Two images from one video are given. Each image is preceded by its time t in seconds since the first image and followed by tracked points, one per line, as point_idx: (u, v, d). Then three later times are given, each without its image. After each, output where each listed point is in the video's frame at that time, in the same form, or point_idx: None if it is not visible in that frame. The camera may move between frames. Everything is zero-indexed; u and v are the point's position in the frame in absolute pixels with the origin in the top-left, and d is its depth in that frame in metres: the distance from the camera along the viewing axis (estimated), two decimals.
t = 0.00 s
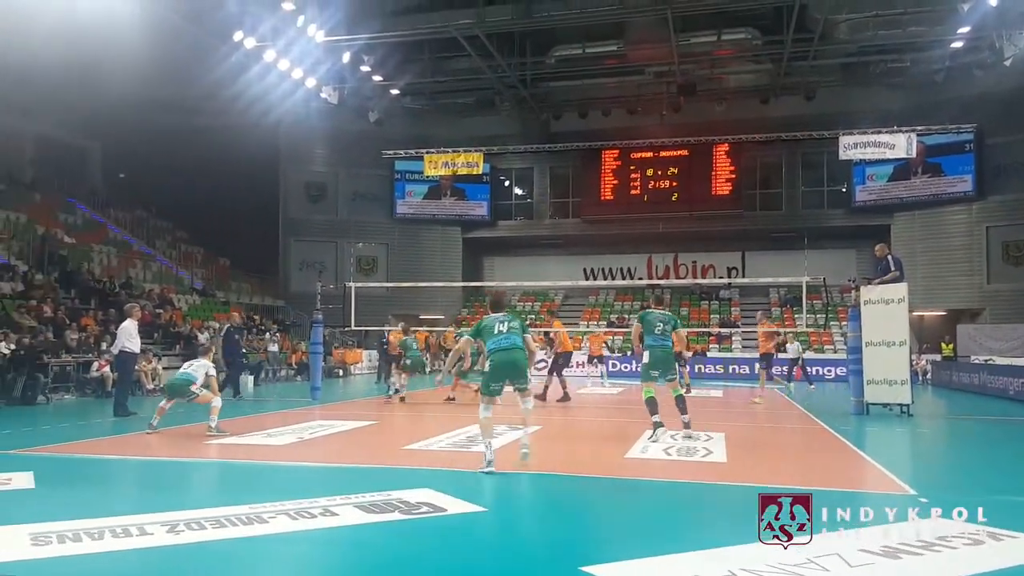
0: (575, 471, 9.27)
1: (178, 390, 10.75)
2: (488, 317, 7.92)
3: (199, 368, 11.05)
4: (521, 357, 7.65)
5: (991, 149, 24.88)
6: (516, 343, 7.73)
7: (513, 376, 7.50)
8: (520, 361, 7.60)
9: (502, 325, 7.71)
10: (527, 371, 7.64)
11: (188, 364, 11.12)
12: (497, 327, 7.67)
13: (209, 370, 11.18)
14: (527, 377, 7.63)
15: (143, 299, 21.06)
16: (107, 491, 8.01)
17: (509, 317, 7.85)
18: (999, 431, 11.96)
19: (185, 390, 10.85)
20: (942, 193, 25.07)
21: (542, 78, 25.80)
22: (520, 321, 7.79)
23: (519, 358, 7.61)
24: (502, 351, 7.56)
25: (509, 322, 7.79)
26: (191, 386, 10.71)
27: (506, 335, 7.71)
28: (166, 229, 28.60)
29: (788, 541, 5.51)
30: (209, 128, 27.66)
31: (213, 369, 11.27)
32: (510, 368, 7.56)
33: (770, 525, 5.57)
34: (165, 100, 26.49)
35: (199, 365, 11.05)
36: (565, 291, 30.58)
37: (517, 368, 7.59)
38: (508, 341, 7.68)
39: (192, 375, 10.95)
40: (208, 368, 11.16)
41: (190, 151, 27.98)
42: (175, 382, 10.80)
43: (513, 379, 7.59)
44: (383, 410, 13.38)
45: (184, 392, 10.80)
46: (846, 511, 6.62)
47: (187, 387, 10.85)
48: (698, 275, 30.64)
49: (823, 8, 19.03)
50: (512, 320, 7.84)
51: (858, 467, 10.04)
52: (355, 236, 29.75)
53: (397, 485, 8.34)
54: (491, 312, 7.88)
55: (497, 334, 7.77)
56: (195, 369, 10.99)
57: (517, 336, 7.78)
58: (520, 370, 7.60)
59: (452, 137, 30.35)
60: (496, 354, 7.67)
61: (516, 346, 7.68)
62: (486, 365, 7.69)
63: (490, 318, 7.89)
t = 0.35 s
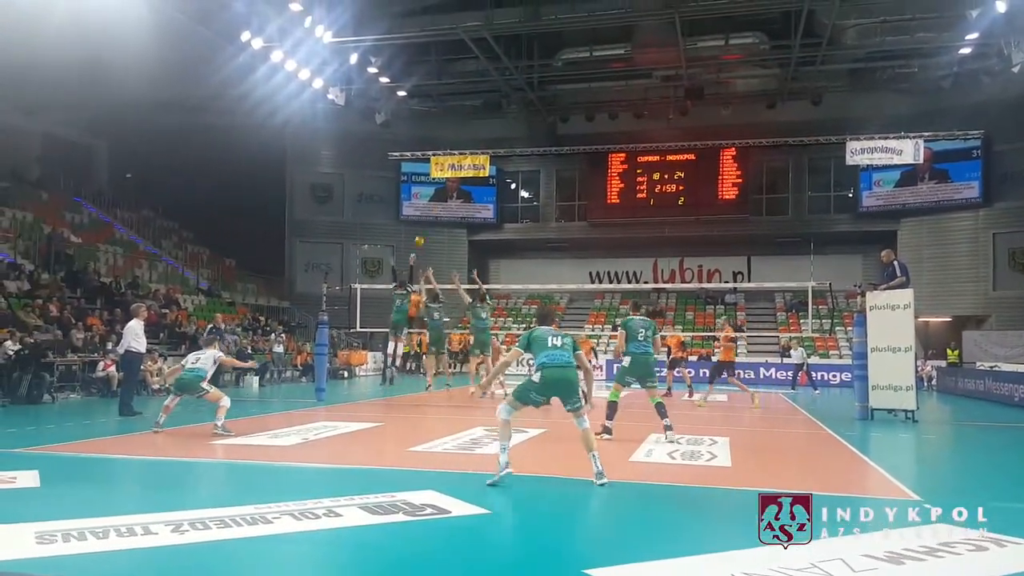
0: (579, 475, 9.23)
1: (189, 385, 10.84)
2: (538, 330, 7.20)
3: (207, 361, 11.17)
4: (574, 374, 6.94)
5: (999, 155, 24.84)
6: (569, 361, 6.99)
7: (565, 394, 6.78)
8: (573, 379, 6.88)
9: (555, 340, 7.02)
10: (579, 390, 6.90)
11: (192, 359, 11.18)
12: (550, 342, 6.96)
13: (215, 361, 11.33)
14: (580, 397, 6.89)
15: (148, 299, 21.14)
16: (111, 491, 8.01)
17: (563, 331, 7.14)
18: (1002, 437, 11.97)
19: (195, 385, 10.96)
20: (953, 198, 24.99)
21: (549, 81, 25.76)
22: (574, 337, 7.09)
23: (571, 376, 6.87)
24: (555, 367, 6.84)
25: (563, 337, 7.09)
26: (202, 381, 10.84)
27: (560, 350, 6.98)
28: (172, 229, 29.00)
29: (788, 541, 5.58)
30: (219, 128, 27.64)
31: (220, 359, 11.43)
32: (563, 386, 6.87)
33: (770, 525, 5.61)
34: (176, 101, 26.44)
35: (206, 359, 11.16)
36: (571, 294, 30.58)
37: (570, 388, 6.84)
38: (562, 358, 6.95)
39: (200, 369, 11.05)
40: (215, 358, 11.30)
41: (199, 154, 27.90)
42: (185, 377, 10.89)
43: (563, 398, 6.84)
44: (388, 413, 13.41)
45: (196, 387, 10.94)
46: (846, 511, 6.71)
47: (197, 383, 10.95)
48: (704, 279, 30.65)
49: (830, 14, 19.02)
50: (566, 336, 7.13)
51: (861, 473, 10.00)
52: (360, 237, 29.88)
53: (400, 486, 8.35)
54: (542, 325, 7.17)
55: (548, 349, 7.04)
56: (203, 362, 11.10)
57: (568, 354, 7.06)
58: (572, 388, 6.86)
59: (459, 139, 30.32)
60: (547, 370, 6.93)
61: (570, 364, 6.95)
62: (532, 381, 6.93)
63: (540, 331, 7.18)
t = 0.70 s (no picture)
0: (583, 475, 9.23)
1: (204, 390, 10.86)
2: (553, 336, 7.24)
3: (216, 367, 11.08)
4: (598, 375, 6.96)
5: (1001, 158, 24.92)
6: (591, 363, 7.00)
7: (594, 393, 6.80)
8: (597, 379, 6.91)
9: (573, 344, 7.07)
10: (605, 391, 6.93)
11: (203, 361, 11.10)
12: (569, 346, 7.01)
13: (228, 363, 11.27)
14: (606, 397, 6.91)
15: (150, 297, 21.00)
16: (113, 491, 7.96)
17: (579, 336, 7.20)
18: (1005, 440, 11.99)
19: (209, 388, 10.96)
20: (955, 201, 25.04)
21: (552, 81, 25.78)
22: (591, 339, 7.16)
23: (594, 376, 6.88)
24: (580, 368, 6.84)
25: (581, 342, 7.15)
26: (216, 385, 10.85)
27: (580, 353, 7.02)
28: (173, 227, 28.64)
29: (787, 541, 5.60)
30: (222, 128, 27.59)
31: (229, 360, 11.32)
32: (588, 387, 6.87)
33: (769, 525, 5.64)
34: (182, 101, 26.17)
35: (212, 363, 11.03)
36: (573, 295, 30.59)
37: (594, 387, 6.86)
38: (582, 360, 6.97)
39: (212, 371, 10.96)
40: (227, 359, 11.20)
41: (201, 153, 27.95)
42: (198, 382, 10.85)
43: (591, 399, 6.87)
44: (393, 412, 13.40)
45: (208, 391, 10.89)
46: (845, 511, 6.72)
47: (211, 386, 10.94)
48: (706, 281, 30.68)
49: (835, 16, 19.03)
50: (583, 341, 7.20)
51: (862, 474, 10.06)
52: (363, 237, 29.94)
53: (402, 487, 8.33)
54: (559, 331, 7.21)
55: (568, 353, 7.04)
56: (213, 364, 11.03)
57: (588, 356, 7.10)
58: (598, 388, 6.88)
59: (461, 139, 30.28)
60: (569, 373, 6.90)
61: (592, 365, 6.97)
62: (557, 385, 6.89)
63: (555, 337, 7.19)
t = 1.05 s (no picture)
0: (583, 474, 9.23)
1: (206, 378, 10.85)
2: (547, 311, 7.14)
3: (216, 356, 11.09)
4: (586, 359, 6.89)
5: (1002, 158, 24.95)
6: (580, 346, 6.90)
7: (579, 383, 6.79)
8: (585, 365, 6.86)
9: (565, 324, 6.95)
10: (592, 377, 6.88)
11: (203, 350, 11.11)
12: (558, 328, 6.94)
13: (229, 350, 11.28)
14: (594, 384, 6.86)
15: (149, 296, 21.01)
16: (114, 489, 7.95)
17: (575, 313, 7.03)
18: (1004, 440, 12.02)
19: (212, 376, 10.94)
20: (956, 201, 25.06)
21: (553, 80, 25.81)
22: (585, 320, 6.98)
23: (579, 363, 6.82)
24: (566, 355, 6.81)
25: (573, 321, 6.98)
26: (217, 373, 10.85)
27: (571, 336, 6.93)
28: (174, 226, 29.14)
29: (787, 541, 5.59)
30: (222, 128, 28.13)
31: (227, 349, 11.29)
32: (575, 372, 6.85)
33: (770, 526, 5.61)
34: (185, 103, 26.75)
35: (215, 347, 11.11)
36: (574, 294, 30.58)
37: (581, 374, 6.82)
38: (571, 344, 6.87)
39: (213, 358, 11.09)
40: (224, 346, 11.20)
41: (202, 155, 28.67)
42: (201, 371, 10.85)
43: (579, 385, 6.86)
44: (394, 412, 13.38)
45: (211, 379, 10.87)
46: (845, 511, 6.70)
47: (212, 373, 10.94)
48: (707, 280, 30.71)
49: (836, 16, 19.04)
50: (577, 317, 7.03)
51: (862, 473, 10.05)
52: (364, 236, 29.84)
53: (400, 485, 8.33)
54: (552, 307, 7.08)
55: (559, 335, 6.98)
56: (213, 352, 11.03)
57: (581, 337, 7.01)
58: (585, 376, 6.84)
59: (462, 138, 30.27)
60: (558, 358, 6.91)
61: (581, 349, 6.89)
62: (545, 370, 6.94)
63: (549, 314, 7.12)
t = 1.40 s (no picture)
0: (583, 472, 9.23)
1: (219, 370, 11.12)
2: (556, 297, 7.09)
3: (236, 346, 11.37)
4: (584, 353, 6.85)
5: (1002, 157, 24.95)
6: (581, 340, 6.87)
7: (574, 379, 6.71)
8: (582, 361, 6.79)
9: (570, 316, 6.91)
10: (589, 372, 6.79)
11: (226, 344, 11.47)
12: (561, 319, 6.90)
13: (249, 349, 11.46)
14: (589, 379, 6.77)
15: (149, 295, 21.02)
16: (112, 487, 7.96)
17: (580, 306, 6.98)
18: (1003, 438, 12.04)
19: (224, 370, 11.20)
20: (955, 200, 25.07)
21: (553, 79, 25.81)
22: (590, 313, 6.93)
23: (577, 356, 6.78)
24: (563, 348, 6.79)
25: (578, 312, 6.94)
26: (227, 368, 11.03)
27: (573, 328, 6.89)
28: (174, 224, 29.43)
29: (787, 542, 5.57)
30: (220, 125, 28.49)
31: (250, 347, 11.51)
32: (571, 365, 6.80)
33: (770, 525, 5.58)
34: (184, 102, 27.03)
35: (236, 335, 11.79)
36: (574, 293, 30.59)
37: (577, 367, 6.76)
38: (572, 336, 6.85)
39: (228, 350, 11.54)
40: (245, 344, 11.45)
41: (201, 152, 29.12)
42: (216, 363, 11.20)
43: (575, 381, 6.76)
44: (393, 411, 13.36)
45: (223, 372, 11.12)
46: (846, 511, 6.69)
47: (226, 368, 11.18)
48: (707, 279, 30.74)
49: (836, 15, 19.04)
50: (583, 310, 6.99)
51: (860, 472, 10.05)
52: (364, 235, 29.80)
53: (400, 484, 8.33)
54: (559, 295, 7.04)
55: (563, 324, 6.95)
56: (231, 348, 11.33)
57: (584, 330, 6.95)
58: (580, 371, 6.76)
59: (462, 137, 30.25)
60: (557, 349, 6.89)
61: (581, 343, 6.85)
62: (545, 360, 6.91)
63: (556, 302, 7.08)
